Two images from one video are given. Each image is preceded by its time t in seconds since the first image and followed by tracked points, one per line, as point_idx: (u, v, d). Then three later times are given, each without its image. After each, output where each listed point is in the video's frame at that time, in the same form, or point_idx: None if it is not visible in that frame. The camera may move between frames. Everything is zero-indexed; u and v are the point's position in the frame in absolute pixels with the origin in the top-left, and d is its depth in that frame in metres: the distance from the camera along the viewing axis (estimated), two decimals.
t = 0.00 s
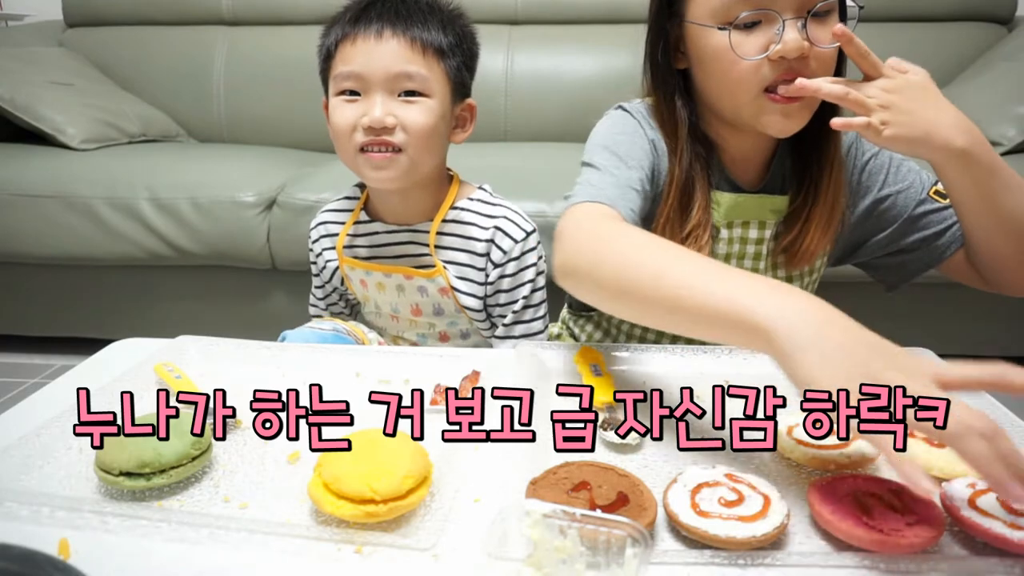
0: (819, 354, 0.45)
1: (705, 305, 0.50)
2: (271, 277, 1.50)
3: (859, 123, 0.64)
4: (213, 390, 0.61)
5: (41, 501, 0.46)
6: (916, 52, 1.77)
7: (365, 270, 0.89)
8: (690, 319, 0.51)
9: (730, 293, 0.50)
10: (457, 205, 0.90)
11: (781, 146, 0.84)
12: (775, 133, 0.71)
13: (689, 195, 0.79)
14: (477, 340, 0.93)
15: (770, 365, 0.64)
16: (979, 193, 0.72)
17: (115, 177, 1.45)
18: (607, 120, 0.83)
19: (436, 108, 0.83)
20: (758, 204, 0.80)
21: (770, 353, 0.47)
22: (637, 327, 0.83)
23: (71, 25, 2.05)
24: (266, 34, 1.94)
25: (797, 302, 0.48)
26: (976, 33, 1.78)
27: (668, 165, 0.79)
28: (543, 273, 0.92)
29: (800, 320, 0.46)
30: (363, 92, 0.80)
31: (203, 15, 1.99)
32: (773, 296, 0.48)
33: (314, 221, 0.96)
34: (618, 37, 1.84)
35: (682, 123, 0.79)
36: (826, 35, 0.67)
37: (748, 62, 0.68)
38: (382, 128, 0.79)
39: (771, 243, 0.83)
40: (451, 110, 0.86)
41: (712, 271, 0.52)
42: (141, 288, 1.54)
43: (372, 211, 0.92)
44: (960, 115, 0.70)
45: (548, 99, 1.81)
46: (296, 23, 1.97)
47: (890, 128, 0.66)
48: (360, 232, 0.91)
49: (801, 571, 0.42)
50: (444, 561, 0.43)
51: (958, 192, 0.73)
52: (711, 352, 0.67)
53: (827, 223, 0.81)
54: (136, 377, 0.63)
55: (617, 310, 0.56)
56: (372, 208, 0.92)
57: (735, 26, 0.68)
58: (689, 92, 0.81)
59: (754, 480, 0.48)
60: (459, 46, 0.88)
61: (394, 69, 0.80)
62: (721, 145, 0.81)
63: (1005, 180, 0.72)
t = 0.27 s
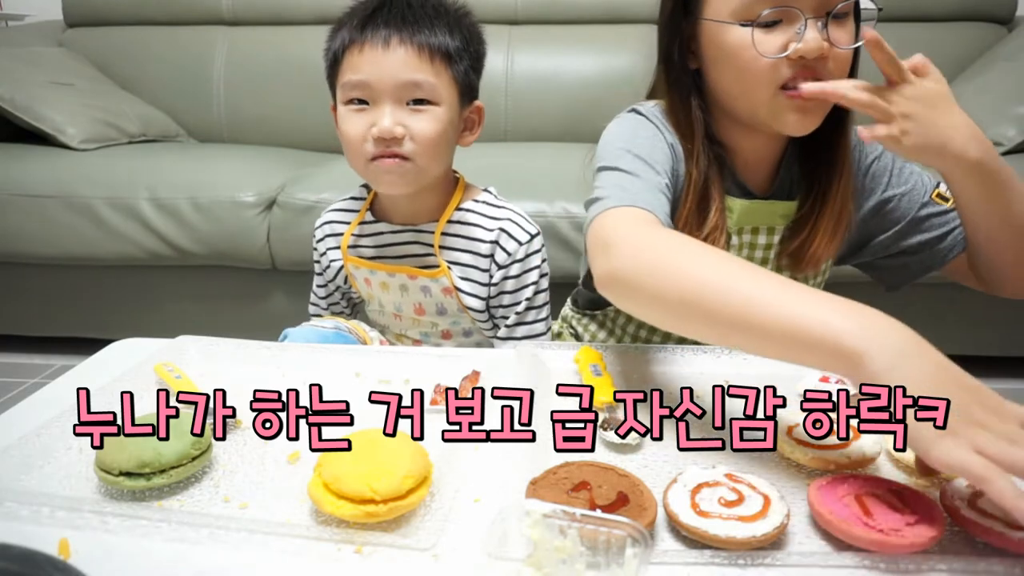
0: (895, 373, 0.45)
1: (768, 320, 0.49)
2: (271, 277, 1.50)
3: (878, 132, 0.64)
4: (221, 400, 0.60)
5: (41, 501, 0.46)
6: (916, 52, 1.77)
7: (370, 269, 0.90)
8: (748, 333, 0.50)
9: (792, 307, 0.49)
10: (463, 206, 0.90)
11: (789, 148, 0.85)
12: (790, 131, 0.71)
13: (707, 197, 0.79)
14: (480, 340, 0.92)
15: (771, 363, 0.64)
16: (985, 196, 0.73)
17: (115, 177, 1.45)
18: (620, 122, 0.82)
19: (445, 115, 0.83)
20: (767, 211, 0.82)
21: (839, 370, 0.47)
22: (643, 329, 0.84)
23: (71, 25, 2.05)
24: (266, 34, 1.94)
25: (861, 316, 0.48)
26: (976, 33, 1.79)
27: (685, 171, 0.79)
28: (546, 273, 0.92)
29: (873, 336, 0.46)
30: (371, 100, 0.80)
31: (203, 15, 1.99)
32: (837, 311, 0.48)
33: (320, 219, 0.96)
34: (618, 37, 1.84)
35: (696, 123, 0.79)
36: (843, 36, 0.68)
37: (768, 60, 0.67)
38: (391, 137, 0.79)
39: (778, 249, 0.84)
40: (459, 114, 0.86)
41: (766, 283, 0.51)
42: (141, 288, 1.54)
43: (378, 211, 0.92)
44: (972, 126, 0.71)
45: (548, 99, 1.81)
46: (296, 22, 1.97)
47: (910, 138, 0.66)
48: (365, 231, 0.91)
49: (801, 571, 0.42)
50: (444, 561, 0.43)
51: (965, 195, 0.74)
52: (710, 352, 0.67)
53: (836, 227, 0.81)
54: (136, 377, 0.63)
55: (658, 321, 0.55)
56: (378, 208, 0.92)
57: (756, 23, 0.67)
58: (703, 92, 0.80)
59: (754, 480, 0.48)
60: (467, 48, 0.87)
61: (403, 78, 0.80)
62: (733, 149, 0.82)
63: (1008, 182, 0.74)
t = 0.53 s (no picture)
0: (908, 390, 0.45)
1: (780, 337, 0.49)
2: (272, 277, 1.50)
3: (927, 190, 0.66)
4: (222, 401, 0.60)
5: (41, 501, 0.46)
6: (916, 52, 1.77)
7: (374, 271, 0.90)
8: (760, 349, 0.50)
9: (804, 324, 0.49)
10: (466, 207, 0.90)
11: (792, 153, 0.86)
12: (801, 131, 0.71)
13: (713, 199, 0.79)
14: (485, 340, 0.93)
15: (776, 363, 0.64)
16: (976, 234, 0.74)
17: (115, 177, 1.45)
18: (625, 126, 0.81)
19: (444, 122, 0.83)
20: (777, 219, 0.82)
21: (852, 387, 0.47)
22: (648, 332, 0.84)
23: (71, 25, 2.05)
24: (265, 33, 1.94)
25: (873, 333, 0.48)
26: (977, 33, 1.78)
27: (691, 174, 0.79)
28: (549, 274, 0.91)
29: (886, 353, 0.46)
30: (371, 111, 0.80)
31: (203, 15, 1.99)
32: (848, 327, 0.48)
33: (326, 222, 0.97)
34: (618, 37, 1.84)
35: (702, 125, 0.79)
36: (851, 41, 0.68)
37: (777, 64, 0.68)
38: (391, 147, 0.79)
39: (788, 254, 0.84)
40: (460, 117, 0.86)
41: (776, 298, 0.51)
42: (141, 288, 1.54)
43: (381, 215, 0.92)
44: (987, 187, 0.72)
45: (548, 99, 1.81)
46: (296, 23, 1.97)
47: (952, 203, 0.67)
48: (369, 234, 0.91)
49: (801, 571, 0.42)
50: (444, 561, 0.43)
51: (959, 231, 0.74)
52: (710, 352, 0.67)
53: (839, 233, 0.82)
54: (136, 377, 0.63)
55: (669, 335, 0.55)
56: (381, 212, 0.92)
57: (766, 27, 0.68)
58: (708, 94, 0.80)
59: (754, 480, 0.48)
60: (467, 51, 0.87)
61: (401, 87, 0.79)
62: (737, 153, 0.82)
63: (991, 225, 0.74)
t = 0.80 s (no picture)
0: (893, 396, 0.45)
1: (768, 343, 0.49)
2: (272, 277, 1.50)
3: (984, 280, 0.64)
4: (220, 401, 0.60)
5: (41, 501, 0.46)
6: (916, 52, 1.77)
7: (374, 264, 0.90)
8: (747, 355, 0.50)
9: (793, 330, 0.49)
10: (470, 202, 0.90)
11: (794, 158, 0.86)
12: (803, 137, 0.71)
13: (715, 199, 0.79)
14: (483, 340, 0.92)
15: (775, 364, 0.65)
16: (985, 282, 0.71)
17: (115, 177, 1.45)
18: (626, 128, 0.81)
19: (433, 122, 0.82)
20: (779, 221, 0.83)
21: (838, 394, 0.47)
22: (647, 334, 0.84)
23: (71, 25, 2.04)
24: (265, 33, 1.94)
25: (862, 341, 0.48)
26: (977, 33, 1.79)
27: (691, 172, 0.79)
28: (551, 273, 0.91)
29: (873, 361, 0.46)
30: (361, 112, 0.80)
31: (203, 15, 1.99)
32: (837, 335, 0.48)
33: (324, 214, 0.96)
34: (618, 37, 1.84)
35: (705, 124, 0.79)
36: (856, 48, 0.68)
37: (783, 69, 0.68)
38: (381, 148, 0.80)
39: (791, 255, 0.84)
40: (455, 111, 0.85)
41: (767, 304, 0.51)
42: (141, 288, 1.54)
43: (384, 205, 0.92)
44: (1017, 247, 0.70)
45: (548, 99, 1.81)
46: (296, 23, 1.97)
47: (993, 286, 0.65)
48: (370, 227, 0.91)
49: (801, 571, 0.42)
50: (444, 561, 0.43)
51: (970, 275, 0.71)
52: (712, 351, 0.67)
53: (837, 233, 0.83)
54: (136, 377, 0.63)
55: (658, 339, 0.55)
56: (384, 202, 0.92)
57: (773, 31, 0.67)
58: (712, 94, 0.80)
59: (754, 480, 0.48)
60: (463, 39, 0.85)
61: (390, 88, 0.79)
62: (739, 154, 0.82)
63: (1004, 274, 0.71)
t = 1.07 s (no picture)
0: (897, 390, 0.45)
1: (770, 340, 0.49)
2: (272, 277, 1.50)
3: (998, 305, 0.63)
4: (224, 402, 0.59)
5: (41, 501, 0.46)
6: (916, 52, 1.77)
7: (375, 257, 0.89)
8: (749, 352, 0.50)
9: (794, 327, 0.49)
10: (473, 196, 0.90)
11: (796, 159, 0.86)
12: (801, 141, 0.72)
13: (715, 198, 0.79)
14: (480, 338, 0.92)
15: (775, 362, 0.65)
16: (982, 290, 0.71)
17: (115, 177, 1.45)
18: (627, 128, 0.81)
19: (443, 116, 0.82)
20: (780, 221, 0.83)
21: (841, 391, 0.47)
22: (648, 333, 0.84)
23: (71, 25, 2.05)
24: (265, 33, 1.94)
25: (864, 337, 0.48)
26: (976, 33, 1.79)
27: (691, 171, 0.79)
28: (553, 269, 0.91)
29: (876, 358, 0.46)
30: (371, 106, 0.80)
31: (203, 15, 1.99)
32: (839, 331, 0.48)
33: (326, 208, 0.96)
34: (618, 37, 1.84)
35: (706, 123, 0.79)
36: (858, 51, 0.68)
37: (783, 71, 0.68)
38: (392, 143, 0.80)
39: (791, 257, 0.84)
40: (463, 104, 0.85)
41: (766, 301, 0.51)
42: (140, 287, 1.54)
43: (385, 197, 0.92)
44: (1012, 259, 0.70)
45: (548, 99, 1.81)
46: (296, 23, 1.97)
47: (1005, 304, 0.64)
48: (371, 220, 0.91)
49: (802, 572, 0.42)
50: (444, 561, 0.43)
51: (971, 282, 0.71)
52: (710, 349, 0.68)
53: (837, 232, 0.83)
54: (135, 377, 0.63)
55: (659, 338, 0.55)
56: (385, 195, 0.92)
57: (774, 33, 0.67)
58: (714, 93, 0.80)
59: (754, 480, 0.48)
60: (469, 31, 0.85)
61: (400, 83, 0.79)
62: (739, 154, 0.82)
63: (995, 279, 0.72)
